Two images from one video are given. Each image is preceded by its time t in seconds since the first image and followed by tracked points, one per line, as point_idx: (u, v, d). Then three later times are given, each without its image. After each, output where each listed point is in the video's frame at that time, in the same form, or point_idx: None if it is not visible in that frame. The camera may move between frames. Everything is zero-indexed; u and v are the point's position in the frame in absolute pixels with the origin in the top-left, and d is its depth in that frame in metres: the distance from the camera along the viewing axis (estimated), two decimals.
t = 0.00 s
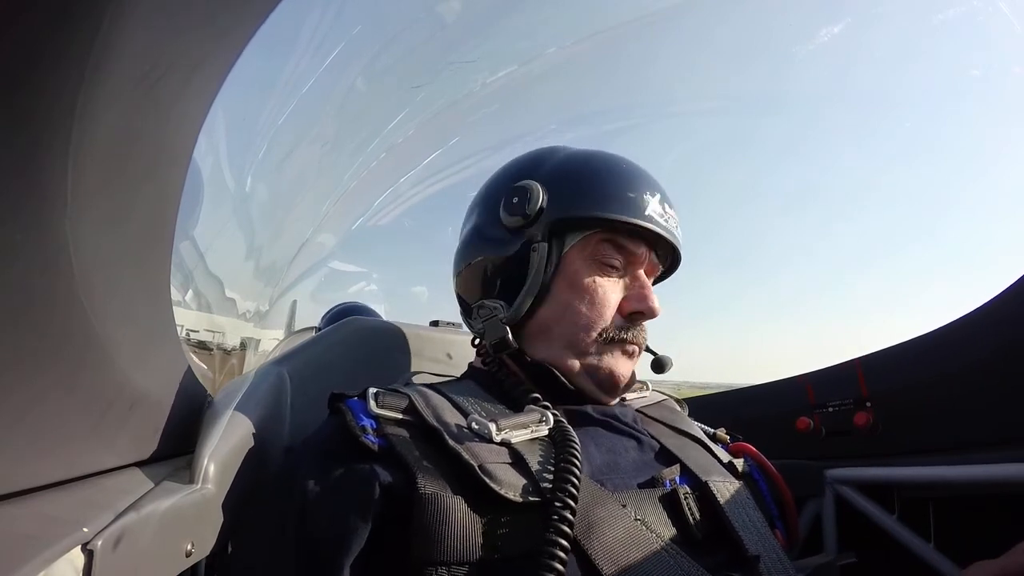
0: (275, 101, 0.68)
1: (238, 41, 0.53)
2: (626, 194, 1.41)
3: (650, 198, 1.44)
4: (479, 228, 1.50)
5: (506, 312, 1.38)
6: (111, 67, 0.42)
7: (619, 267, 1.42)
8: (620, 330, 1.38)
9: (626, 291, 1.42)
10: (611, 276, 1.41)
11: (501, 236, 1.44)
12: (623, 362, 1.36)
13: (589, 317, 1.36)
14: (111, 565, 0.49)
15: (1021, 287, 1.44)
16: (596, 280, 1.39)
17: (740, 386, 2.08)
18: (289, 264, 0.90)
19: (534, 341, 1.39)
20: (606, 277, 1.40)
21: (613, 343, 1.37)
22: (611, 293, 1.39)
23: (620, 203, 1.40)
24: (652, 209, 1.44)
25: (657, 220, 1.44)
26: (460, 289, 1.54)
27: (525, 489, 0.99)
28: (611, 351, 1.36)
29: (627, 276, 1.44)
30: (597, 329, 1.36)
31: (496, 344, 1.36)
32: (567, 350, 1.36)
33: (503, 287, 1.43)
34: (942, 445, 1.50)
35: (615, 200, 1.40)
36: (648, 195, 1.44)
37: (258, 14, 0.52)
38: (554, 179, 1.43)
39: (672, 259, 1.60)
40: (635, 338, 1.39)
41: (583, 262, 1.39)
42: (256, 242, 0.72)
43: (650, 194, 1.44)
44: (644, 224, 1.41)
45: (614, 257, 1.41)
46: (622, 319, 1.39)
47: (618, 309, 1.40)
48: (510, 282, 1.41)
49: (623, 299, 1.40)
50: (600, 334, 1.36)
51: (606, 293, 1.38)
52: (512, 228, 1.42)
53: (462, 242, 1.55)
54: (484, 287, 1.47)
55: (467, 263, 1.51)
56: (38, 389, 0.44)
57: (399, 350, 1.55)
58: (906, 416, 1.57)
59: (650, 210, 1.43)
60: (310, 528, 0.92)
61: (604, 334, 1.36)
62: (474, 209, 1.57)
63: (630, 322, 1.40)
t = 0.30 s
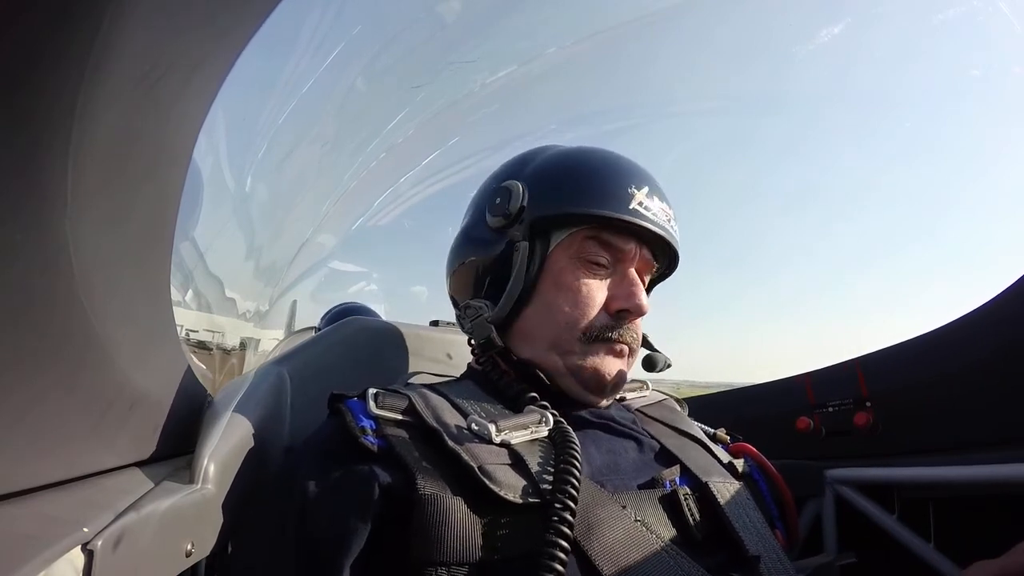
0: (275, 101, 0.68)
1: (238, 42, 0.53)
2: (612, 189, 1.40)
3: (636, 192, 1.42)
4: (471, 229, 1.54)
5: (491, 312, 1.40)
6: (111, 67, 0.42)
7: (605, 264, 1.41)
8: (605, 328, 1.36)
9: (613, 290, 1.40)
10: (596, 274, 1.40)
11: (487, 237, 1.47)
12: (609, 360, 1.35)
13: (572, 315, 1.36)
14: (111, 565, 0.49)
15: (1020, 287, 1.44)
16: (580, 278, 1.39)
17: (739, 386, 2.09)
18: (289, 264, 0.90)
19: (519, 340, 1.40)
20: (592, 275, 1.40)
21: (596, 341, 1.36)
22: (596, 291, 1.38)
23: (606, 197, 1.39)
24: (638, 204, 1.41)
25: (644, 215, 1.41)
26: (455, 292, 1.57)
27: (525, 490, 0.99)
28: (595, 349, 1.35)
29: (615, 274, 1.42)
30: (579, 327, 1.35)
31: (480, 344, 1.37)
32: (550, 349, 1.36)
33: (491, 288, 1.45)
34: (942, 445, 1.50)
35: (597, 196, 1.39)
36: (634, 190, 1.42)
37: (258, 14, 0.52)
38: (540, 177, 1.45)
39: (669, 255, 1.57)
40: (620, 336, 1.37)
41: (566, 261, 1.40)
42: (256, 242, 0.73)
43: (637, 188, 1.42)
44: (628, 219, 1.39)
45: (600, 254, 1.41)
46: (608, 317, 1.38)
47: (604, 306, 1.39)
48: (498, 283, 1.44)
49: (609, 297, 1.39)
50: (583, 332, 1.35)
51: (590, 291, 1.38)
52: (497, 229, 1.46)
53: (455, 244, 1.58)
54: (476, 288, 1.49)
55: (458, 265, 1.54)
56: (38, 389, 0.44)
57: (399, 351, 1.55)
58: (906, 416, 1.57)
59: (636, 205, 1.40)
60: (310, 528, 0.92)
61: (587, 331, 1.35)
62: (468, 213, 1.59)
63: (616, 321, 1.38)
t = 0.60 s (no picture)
0: (275, 101, 0.68)
1: (238, 42, 0.53)
2: (599, 180, 1.41)
3: (623, 182, 1.42)
4: (465, 231, 1.55)
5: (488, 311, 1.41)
6: (111, 67, 0.42)
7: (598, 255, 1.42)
8: (602, 318, 1.36)
9: (608, 280, 1.40)
10: (590, 265, 1.41)
11: (479, 237, 1.48)
12: (609, 351, 1.34)
13: (568, 307, 1.36)
14: (111, 565, 0.49)
15: (1019, 287, 1.44)
16: (574, 270, 1.39)
17: (739, 386, 2.09)
18: (289, 264, 0.90)
19: (518, 337, 1.40)
20: (586, 266, 1.40)
21: (595, 332, 1.35)
22: (591, 281, 1.39)
23: (593, 188, 1.40)
24: (625, 193, 1.42)
25: (631, 204, 1.42)
26: (453, 294, 1.57)
27: (525, 490, 0.99)
28: (594, 340, 1.34)
29: (609, 264, 1.43)
30: (576, 319, 1.35)
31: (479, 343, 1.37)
32: (549, 344, 1.36)
33: (487, 288, 1.46)
34: (942, 445, 1.50)
35: (584, 187, 1.40)
36: (620, 179, 1.43)
37: (258, 14, 0.52)
38: (526, 174, 1.46)
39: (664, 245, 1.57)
40: (618, 326, 1.36)
41: (559, 254, 1.40)
42: (256, 242, 0.73)
43: (623, 178, 1.42)
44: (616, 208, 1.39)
45: (593, 245, 1.42)
46: (605, 307, 1.38)
47: (600, 297, 1.39)
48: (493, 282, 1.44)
49: (605, 287, 1.39)
50: (580, 323, 1.35)
51: (584, 282, 1.38)
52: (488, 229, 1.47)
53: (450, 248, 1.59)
54: (472, 289, 1.50)
55: (453, 267, 1.55)
56: (38, 389, 0.44)
57: (399, 350, 1.55)
58: (906, 416, 1.57)
59: (622, 195, 1.41)
60: (310, 528, 0.92)
61: (585, 323, 1.35)
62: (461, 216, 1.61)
63: (613, 310, 1.37)
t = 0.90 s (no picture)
0: (275, 101, 0.68)
1: (239, 42, 0.53)
2: (565, 169, 1.43)
3: (589, 167, 1.44)
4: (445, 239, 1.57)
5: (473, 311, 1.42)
6: (110, 68, 0.42)
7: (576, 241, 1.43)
8: (586, 301, 1.36)
9: (588, 264, 1.41)
10: (569, 252, 1.42)
11: (458, 243, 1.50)
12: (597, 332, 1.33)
13: (551, 295, 1.36)
14: (111, 565, 0.49)
15: (1018, 288, 1.44)
16: (553, 258, 1.40)
17: (739, 386, 2.09)
18: (289, 264, 0.90)
19: (507, 333, 1.40)
20: (565, 254, 1.41)
21: (581, 315, 1.35)
22: (571, 267, 1.39)
23: (560, 177, 1.42)
24: (593, 177, 1.43)
25: (602, 187, 1.43)
26: (442, 300, 1.59)
27: (525, 490, 0.99)
28: (581, 323, 1.33)
29: (589, 250, 1.44)
30: (559, 306, 1.35)
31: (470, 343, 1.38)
32: (537, 334, 1.35)
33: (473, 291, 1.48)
34: (942, 445, 1.50)
35: (553, 177, 1.41)
36: (586, 165, 1.44)
37: (259, 14, 0.52)
38: (493, 176, 1.48)
39: (641, 225, 1.59)
40: (603, 307, 1.35)
41: (536, 245, 1.42)
42: (256, 242, 0.73)
43: (589, 163, 1.44)
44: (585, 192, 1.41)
45: (569, 233, 1.43)
46: (588, 290, 1.38)
47: (582, 281, 1.39)
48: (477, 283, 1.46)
49: (586, 271, 1.40)
50: (565, 309, 1.35)
51: (565, 269, 1.39)
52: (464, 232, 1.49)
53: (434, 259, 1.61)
54: (460, 293, 1.51)
55: (438, 276, 1.57)
56: (38, 389, 0.44)
57: (399, 350, 1.55)
58: (906, 416, 1.57)
59: (590, 179, 1.42)
60: (310, 529, 0.92)
61: (570, 308, 1.35)
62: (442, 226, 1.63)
63: (597, 291, 1.37)
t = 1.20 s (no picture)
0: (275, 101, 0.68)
1: (239, 43, 0.53)
2: (524, 163, 1.48)
3: (549, 158, 1.48)
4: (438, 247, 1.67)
5: (450, 311, 1.48)
6: (111, 68, 0.42)
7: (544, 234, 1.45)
8: (550, 289, 1.36)
9: (554, 253, 1.42)
10: (536, 244, 1.44)
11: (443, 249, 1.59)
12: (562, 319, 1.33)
13: (517, 287, 1.39)
14: (111, 565, 0.49)
15: (1018, 287, 1.44)
16: (520, 251, 1.43)
17: (740, 386, 2.09)
18: (289, 264, 0.90)
19: (483, 329, 1.44)
20: (532, 246, 1.44)
21: (546, 303, 1.35)
22: (537, 258, 1.41)
23: (520, 171, 1.47)
24: (552, 167, 1.46)
25: (560, 174, 1.46)
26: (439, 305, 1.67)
27: (525, 492, 0.98)
28: (545, 311, 1.34)
29: (557, 241, 1.45)
30: (525, 296, 1.37)
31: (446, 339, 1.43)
32: (507, 327, 1.38)
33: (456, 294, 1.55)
34: (942, 445, 1.50)
35: (511, 173, 1.47)
36: (545, 157, 1.48)
37: (260, 15, 0.52)
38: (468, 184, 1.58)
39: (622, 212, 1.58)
40: (566, 293, 1.35)
41: (505, 241, 1.46)
42: (256, 242, 0.73)
43: (548, 154, 1.48)
44: (543, 181, 1.44)
45: (536, 226, 1.46)
46: (553, 279, 1.38)
47: (549, 270, 1.39)
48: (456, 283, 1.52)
49: (551, 259, 1.40)
50: (530, 298, 1.36)
51: (529, 260, 1.41)
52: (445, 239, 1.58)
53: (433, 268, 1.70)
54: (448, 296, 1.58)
55: (427, 285, 1.65)
56: (38, 388, 0.44)
57: (399, 349, 1.55)
58: (906, 416, 1.57)
59: (549, 169, 1.46)
60: (310, 530, 0.92)
61: (534, 297, 1.36)
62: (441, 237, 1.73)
63: (562, 277, 1.37)
